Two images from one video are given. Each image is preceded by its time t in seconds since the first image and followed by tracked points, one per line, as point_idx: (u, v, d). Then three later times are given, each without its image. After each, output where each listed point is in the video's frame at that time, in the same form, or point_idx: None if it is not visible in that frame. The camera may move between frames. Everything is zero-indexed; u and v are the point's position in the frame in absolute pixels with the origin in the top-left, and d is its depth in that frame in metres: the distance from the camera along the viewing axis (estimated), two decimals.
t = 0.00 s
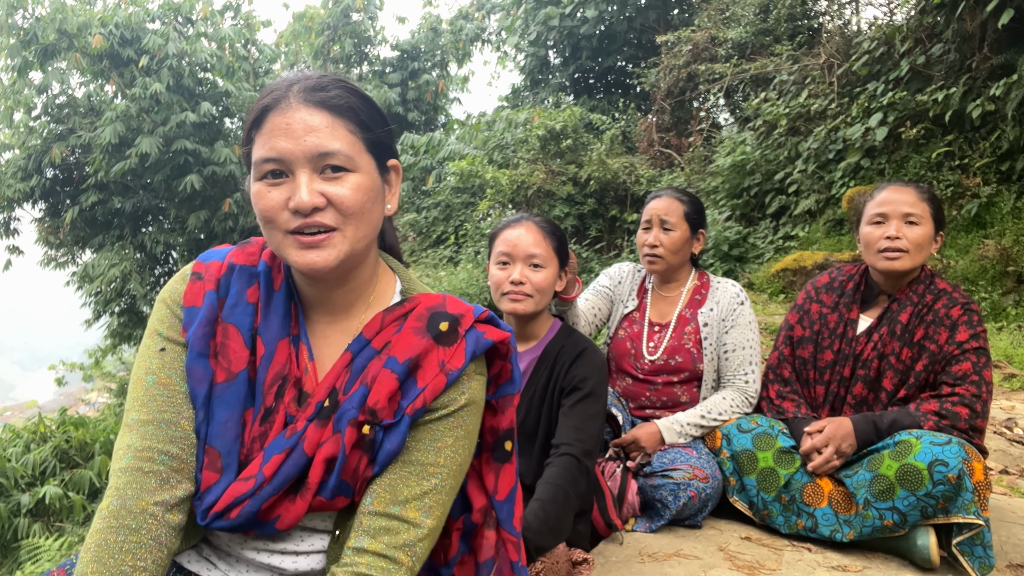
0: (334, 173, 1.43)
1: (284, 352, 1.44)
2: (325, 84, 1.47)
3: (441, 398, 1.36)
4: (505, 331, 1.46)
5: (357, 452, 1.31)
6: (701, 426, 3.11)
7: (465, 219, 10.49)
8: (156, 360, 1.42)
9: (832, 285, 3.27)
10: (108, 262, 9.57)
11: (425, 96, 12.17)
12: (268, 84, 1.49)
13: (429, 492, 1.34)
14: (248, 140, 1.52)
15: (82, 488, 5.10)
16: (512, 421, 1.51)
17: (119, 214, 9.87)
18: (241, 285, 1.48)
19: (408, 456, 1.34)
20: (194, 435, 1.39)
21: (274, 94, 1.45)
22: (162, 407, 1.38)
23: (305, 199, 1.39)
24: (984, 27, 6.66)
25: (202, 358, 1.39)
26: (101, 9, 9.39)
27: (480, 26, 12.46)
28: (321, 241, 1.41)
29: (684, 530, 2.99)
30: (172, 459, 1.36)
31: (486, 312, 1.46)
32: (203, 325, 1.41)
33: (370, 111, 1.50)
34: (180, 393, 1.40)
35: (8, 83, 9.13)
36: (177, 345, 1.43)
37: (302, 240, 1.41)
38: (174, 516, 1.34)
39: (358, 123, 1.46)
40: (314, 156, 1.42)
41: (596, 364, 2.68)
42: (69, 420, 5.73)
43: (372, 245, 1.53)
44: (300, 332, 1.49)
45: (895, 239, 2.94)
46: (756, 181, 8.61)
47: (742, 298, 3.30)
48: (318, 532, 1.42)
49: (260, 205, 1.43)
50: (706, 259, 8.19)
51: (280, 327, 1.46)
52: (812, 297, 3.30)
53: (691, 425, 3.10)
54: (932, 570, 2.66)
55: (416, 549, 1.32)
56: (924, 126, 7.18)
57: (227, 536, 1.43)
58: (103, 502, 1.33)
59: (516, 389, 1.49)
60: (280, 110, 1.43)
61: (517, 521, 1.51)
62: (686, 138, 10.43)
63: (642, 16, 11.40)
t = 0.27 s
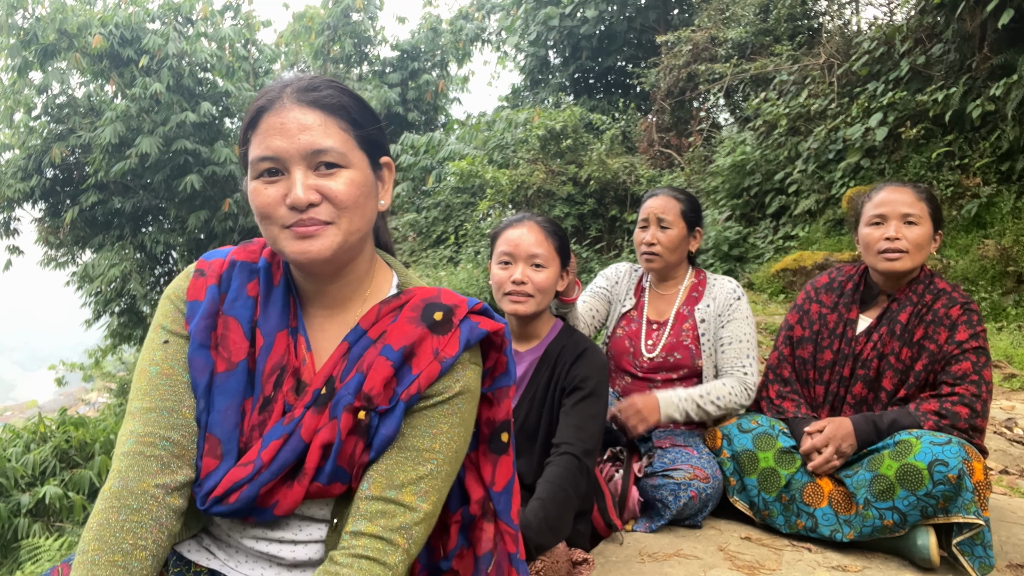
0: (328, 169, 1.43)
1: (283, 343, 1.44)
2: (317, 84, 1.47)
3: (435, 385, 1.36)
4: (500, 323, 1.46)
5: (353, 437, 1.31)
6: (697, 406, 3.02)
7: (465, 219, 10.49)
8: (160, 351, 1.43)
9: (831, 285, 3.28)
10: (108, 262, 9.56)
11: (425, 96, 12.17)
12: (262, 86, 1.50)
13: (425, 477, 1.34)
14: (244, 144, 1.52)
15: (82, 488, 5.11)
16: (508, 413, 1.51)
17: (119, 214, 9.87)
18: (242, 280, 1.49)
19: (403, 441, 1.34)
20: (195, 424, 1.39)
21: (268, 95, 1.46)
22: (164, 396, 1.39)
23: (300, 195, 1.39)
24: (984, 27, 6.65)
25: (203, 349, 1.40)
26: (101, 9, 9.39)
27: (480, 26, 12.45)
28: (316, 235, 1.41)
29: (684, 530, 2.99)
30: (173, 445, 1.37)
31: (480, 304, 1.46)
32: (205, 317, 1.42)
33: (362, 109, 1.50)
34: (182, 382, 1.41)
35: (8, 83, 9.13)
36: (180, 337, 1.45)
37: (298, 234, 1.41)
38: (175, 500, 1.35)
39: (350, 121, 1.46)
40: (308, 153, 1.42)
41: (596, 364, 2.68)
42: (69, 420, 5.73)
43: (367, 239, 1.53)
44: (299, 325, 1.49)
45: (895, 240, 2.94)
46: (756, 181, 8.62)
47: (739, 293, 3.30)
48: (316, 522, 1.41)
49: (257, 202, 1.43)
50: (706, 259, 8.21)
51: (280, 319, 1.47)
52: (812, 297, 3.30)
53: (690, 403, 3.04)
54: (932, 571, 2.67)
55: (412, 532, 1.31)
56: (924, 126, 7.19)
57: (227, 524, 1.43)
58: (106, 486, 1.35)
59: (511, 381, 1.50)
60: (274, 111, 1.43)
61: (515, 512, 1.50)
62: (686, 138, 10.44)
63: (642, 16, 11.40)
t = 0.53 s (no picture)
0: (331, 171, 1.43)
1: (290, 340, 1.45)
2: (317, 87, 1.47)
3: (438, 385, 1.36)
4: (504, 324, 1.46)
5: (356, 434, 1.31)
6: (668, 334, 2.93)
7: (465, 219, 10.49)
8: (170, 345, 1.45)
9: (831, 287, 3.28)
10: (108, 263, 9.56)
11: (425, 96, 12.17)
12: (263, 91, 1.50)
13: (426, 475, 1.33)
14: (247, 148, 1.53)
15: (82, 488, 5.11)
16: (512, 414, 1.51)
17: (119, 214, 9.87)
18: (252, 278, 1.50)
19: (406, 439, 1.34)
20: (203, 419, 1.40)
21: (269, 100, 1.46)
22: (173, 388, 1.40)
23: (303, 196, 1.39)
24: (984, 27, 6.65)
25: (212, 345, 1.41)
26: (101, 9, 9.39)
27: (480, 26, 12.45)
28: (321, 237, 1.42)
29: (684, 530, 2.99)
30: (179, 437, 1.37)
31: (485, 305, 1.46)
32: (215, 314, 1.44)
33: (362, 111, 1.50)
34: (190, 375, 1.42)
35: (8, 83, 9.13)
36: (191, 333, 1.46)
37: (303, 236, 1.41)
38: (180, 490, 1.36)
39: (351, 122, 1.46)
40: (310, 156, 1.42)
41: (598, 364, 2.68)
42: (69, 420, 5.73)
43: (373, 238, 1.53)
44: (306, 323, 1.50)
45: (894, 241, 2.95)
46: (757, 181, 8.62)
47: (725, 281, 3.36)
48: (318, 519, 1.41)
49: (262, 206, 1.44)
50: (706, 259, 8.25)
51: (287, 317, 1.47)
52: (812, 298, 3.31)
53: (662, 323, 2.91)
54: (932, 570, 2.67)
55: (413, 530, 1.31)
56: (924, 126, 7.19)
57: (231, 517, 1.43)
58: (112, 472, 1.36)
59: (516, 383, 1.50)
60: (275, 115, 1.43)
61: (519, 514, 1.50)
62: (686, 138, 10.45)
63: (642, 16, 11.40)
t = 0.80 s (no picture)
0: (342, 172, 1.43)
1: (293, 344, 1.44)
2: (332, 88, 1.47)
3: (442, 394, 1.35)
4: (511, 334, 1.45)
5: (358, 441, 1.31)
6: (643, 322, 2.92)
7: (465, 218, 10.49)
8: (174, 344, 1.44)
9: (830, 288, 3.28)
10: (108, 262, 9.56)
11: (425, 96, 12.17)
12: (276, 90, 1.50)
13: (427, 484, 1.33)
14: (259, 146, 1.53)
15: (82, 488, 5.11)
16: (517, 423, 1.51)
17: (119, 214, 9.87)
18: (257, 279, 1.50)
19: (407, 448, 1.34)
20: (203, 419, 1.40)
21: (284, 99, 1.46)
22: (175, 388, 1.40)
23: (313, 198, 1.39)
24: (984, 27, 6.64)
25: (215, 344, 1.41)
26: (101, 9, 9.39)
27: (480, 26, 12.44)
28: (329, 239, 1.41)
29: (684, 530, 2.99)
30: (180, 438, 1.37)
31: (493, 314, 1.45)
32: (219, 314, 1.44)
33: (376, 112, 1.50)
34: (193, 376, 1.42)
35: (8, 83, 9.13)
36: (195, 332, 1.46)
37: (311, 237, 1.41)
38: (178, 492, 1.36)
39: (364, 124, 1.46)
40: (322, 157, 1.42)
41: (601, 365, 2.68)
42: (69, 420, 5.73)
43: (382, 240, 1.53)
44: (310, 326, 1.50)
45: (892, 243, 2.95)
46: (757, 181, 8.63)
47: (713, 275, 3.35)
48: (317, 523, 1.41)
49: (273, 205, 1.44)
50: (706, 259, 8.31)
51: (292, 320, 1.47)
52: (810, 299, 3.30)
53: (635, 310, 2.90)
54: (932, 570, 2.67)
55: (412, 540, 1.31)
56: (925, 126, 7.19)
57: (230, 521, 1.43)
58: (111, 473, 1.36)
59: (521, 392, 1.49)
60: (289, 115, 1.43)
61: (522, 522, 1.50)
62: (686, 138, 10.47)
63: (642, 16, 11.40)
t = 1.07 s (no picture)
0: (339, 174, 1.43)
1: (291, 350, 1.44)
2: (329, 87, 1.47)
3: (442, 401, 1.35)
4: (512, 338, 1.45)
5: (357, 451, 1.31)
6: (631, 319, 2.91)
7: (465, 219, 10.49)
8: (169, 351, 1.44)
9: (826, 290, 3.28)
10: (108, 262, 9.56)
11: (425, 96, 12.17)
12: (273, 89, 1.50)
13: (427, 494, 1.33)
14: (255, 146, 1.52)
15: (82, 488, 5.11)
16: (517, 428, 1.51)
17: (119, 214, 9.87)
18: (254, 282, 1.50)
19: (407, 457, 1.33)
20: (200, 428, 1.40)
21: (280, 98, 1.46)
22: (171, 397, 1.40)
23: (311, 200, 1.39)
24: (984, 27, 6.63)
25: (212, 351, 1.41)
26: (101, 9, 9.39)
27: (480, 26, 12.43)
28: (327, 242, 1.41)
29: (684, 530, 2.99)
30: (176, 449, 1.37)
31: (493, 318, 1.45)
32: (215, 319, 1.43)
33: (374, 112, 1.49)
34: (188, 384, 1.42)
35: (8, 83, 9.13)
36: (190, 338, 1.46)
37: (309, 240, 1.41)
38: (174, 504, 1.36)
39: (362, 124, 1.46)
40: (319, 158, 1.42)
41: (601, 367, 2.68)
42: (69, 420, 5.73)
43: (381, 242, 1.53)
44: (308, 331, 1.50)
45: (888, 249, 2.95)
46: (757, 181, 8.64)
47: (708, 273, 3.34)
48: (316, 530, 1.41)
49: (269, 207, 1.44)
50: (706, 259, 8.31)
51: (289, 326, 1.47)
52: (807, 302, 3.31)
53: (626, 312, 2.89)
54: (932, 570, 2.67)
55: (411, 551, 1.31)
56: (925, 126, 7.18)
57: (228, 529, 1.43)
58: (106, 486, 1.36)
59: (522, 397, 1.49)
60: (285, 114, 1.43)
61: (521, 527, 1.50)
62: (686, 138, 10.47)
63: (642, 16, 11.40)
